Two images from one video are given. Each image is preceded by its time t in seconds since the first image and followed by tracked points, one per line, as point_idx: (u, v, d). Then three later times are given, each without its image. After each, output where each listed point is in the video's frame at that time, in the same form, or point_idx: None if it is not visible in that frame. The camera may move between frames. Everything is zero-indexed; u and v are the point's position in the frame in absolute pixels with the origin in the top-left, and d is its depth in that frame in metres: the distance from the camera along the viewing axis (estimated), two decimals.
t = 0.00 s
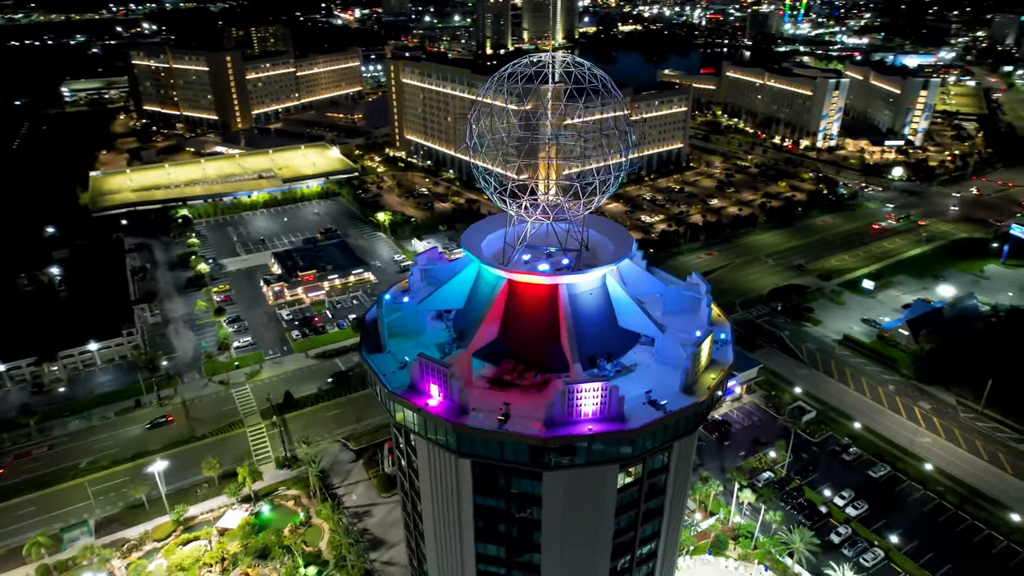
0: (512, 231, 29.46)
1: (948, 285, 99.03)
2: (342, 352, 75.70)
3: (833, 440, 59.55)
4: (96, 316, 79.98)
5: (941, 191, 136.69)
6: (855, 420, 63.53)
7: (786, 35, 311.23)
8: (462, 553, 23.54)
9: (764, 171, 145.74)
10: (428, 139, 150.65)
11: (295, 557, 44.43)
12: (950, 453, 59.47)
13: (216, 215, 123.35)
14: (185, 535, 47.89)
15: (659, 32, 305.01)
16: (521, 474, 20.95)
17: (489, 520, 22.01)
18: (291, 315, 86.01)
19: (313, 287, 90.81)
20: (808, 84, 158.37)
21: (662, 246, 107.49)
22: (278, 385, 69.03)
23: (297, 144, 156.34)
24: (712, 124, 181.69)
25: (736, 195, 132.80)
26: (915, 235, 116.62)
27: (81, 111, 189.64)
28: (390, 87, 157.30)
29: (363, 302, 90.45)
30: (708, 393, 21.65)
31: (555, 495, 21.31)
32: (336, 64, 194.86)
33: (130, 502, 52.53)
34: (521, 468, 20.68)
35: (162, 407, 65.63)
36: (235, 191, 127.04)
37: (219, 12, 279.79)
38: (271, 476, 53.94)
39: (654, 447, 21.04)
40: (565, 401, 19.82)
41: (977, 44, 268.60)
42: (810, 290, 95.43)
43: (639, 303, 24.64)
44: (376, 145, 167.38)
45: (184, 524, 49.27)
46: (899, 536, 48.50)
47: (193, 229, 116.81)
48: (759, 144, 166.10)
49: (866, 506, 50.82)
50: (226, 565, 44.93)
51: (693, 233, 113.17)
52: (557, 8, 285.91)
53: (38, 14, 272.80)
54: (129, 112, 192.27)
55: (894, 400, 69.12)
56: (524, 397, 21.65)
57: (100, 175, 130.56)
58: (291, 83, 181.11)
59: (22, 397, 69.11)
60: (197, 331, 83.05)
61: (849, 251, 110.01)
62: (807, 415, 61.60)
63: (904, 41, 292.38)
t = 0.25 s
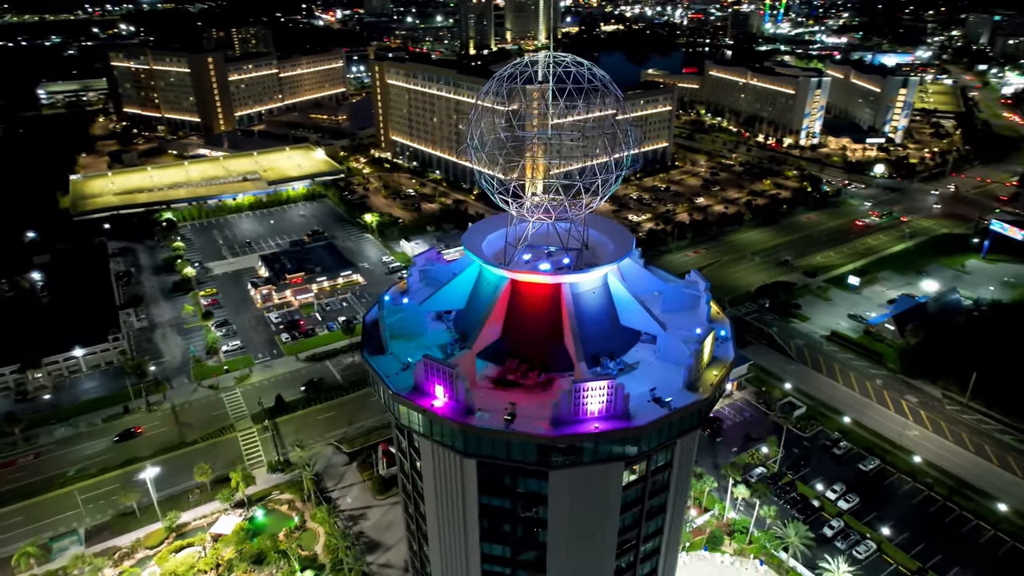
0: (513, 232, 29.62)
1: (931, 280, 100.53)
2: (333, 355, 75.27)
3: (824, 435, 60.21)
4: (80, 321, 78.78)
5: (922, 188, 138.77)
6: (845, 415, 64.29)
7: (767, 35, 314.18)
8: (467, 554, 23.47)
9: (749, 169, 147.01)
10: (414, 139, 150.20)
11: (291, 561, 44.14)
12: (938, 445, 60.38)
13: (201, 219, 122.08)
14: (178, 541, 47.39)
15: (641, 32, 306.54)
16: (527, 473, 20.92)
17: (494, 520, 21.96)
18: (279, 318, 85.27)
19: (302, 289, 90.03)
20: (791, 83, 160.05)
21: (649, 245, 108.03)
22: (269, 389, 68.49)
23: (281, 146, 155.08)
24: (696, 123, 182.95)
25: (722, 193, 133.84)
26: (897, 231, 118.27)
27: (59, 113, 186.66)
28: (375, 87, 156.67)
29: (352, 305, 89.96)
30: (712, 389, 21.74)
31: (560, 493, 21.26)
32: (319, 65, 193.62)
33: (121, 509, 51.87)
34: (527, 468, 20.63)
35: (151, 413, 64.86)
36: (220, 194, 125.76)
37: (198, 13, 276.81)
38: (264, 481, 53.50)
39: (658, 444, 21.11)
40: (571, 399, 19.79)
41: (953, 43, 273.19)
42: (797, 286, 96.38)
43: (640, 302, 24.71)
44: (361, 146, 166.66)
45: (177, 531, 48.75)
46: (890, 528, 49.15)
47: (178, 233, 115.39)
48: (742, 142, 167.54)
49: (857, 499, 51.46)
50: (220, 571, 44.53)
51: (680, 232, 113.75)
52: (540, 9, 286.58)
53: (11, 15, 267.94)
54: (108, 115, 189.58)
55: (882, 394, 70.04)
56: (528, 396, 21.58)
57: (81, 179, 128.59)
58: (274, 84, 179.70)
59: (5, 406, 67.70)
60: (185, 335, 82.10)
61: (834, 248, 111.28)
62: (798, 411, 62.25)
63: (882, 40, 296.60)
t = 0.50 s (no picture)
0: (514, 231, 29.96)
1: (916, 275, 101.82)
2: (324, 357, 74.84)
3: (815, 430, 60.76)
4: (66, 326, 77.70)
5: (905, 185, 140.52)
6: (836, 410, 64.93)
7: (749, 34, 316.62)
8: (471, 554, 23.35)
9: (735, 167, 148.02)
10: (401, 140, 149.65)
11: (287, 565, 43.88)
12: (927, 439, 61.16)
13: (187, 221, 120.83)
14: (172, 547, 46.91)
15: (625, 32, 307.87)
16: (533, 473, 20.82)
17: (499, 520, 21.87)
18: (269, 320, 84.60)
19: (291, 291, 89.29)
20: (775, 82, 161.40)
21: (639, 243, 108.46)
22: (260, 392, 67.94)
23: (267, 147, 153.93)
24: (682, 122, 183.95)
25: (709, 191, 134.68)
26: (882, 228, 119.67)
27: (38, 115, 183.82)
28: (361, 88, 155.94)
29: (343, 306, 89.46)
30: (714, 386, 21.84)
31: (565, 493, 21.17)
32: (304, 65, 192.39)
33: (112, 516, 51.21)
34: (532, 467, 20.54)
35: (141, 418, 64.13)
36: (207, 196, 124.61)
37: (178, 13, 273.79)
38: (257, 485, 53.08)
39: (662, 441, 21.12)
40: (577, 398, 19.76)
41: (932, 41, 276.94)
42: (785, 283, 97.18)
43: (641, 300, 24.74)
44: (348, 147, 165.87)
45: (170, 537, 48.25)
46: (882, 521, 49.71)
47: (164, 236, 114.14)
48: (728, 141, 168.72)
49: (850, 493, 51.99)
50: None
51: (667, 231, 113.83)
52: (524, 9, 286.71)
53: None
54: (89, 117, 187.08)
55: (871, 389, 70.85)
56: (533, 395, 21.50)
57: (64, 182, 126.81)
58: (258, 85, 178.29)
59: None
60: (173, 339, 81.23)
61: (821, 245, 112.36)
62: (789, 407, 62.78)
63: (862, 39, 300.19)
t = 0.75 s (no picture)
0: (515, 231, 29.71)
1: (900, 271, 103.25)
2: (314, 360, 74.33)
3: (806, 425, 61.41)
4: (49, 332, 76.49)
5: (887, 181, 142.50)
6: (825, 405, 65.66)
7: (731, 33, 319.19)
8: (476, 555, 23.26)
9: (720, 166, 149.21)
10: (386, 141, 149.06)
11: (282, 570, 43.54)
12: (915, 431, 62.03)
13: (171, 224, 119.49)
14: (165, 555, 46.38)
15: (608, 31, 309.48)
16: (538, 472, 20.78)
17: (505, 519, 21.80)
18: (257, 324, 83.87)
19: (279, 294, 88.39)
20: (758, 81, 162.92)
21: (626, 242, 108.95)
22: (250, 396, 67.37)
23: (251, 149, 152.55)
24: (666, 120, 185.11)
25: (694, 190, 135.63)
26: (866, 224, 121.23)
27: (14, 118, 180.60)
28: (345, 89, 155.05)
29: (332, 309, 88.87)
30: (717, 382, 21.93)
31: (571, 492, 21.14)
32: (287, 66, 190.90)
33: (102, 524, 50.47)
34: (539, 465, 20.51)
35: (129, 424, 63.31)
36: (191, 199, 123.32)
37: (156, 14, 270.22)
38: (250, 490, 52.64)
39: (666, 439, 21.20)
40: (583, 396, 19.71)
41: (909, 40, 281.15)
42: (772, 280, 98.09)
43: (642, 297, 24.74)
44: (332, 149, 164.95)
45: (162, 544, 47.70)
46: (873, 513, 50.39)
47: (148, 239, 112.75)
48: (713, 139, 170.07)
49: (841, 486, 52.62)
50: None
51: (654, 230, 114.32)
52: (507, 9, 287.42)
53: None
54: (67, 120, 184.22)
55: (859, 383, 71.80)
56: (538, 394, 21.43)
57: (43, 186, 124.78)
58: (240, 86, 176.64)
59: None
60: (161, 344, 80.26)
61: (806, 242, 113.61)
62: (780, 402, 63.45)
63: (841, 38, 304.01)
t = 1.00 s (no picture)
0: (516, 231, 29.50)
1: (886, 267, 104.42)
2: (305, 362, 73.87)
3: (797, 421, 61.95)
4: (34, 338, 75.37)
5: (871, 179, 144.17)
6: (816, 400, 66.27)
7: (714, 33, 321.42)
8: (480, 556, 23.11)
9: (706, 164, 150.14)
10: (373, 142, 148.42)
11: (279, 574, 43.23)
12: (904, 426, 62.77)
13: (156, 228, 118.21)
14: (158, 561, 45.87)
15: (592, 31, 310.39)
16: (544, 471, 20.70)
17: (509, 519, 21.70)
18: (247, 327, 83.19)
19: (269, 297, 87.90)
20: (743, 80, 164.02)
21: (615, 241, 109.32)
22: (242, 400, 66.81)
23: (237, 151, 151.31)
24: (652, 119, 185.92)
25: (682, 189, 136.43)
26: (852, 222, 122.54)
27: None
28: (331, 90, 154.22)
29: (322, 311, 88.32)
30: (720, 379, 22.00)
31: (576, 491, 21.09)
32: (272, 67, 189.38)
33: (94, 532, 49.84)
34: (544, 464, 20.44)
35: (119, 430, 62.54)
36: (176, 202, 122.03)
37: (137, 14, 267.05)
38: (244, 494, 52.20)
39: (670, 436, 21.21)
40: (589, 394, 19.67)
41: (889, 39, 284.77)
42: (761, 278, 98.83)
43: (643, 295, 24.79)
44: (319, 150, 164.11)
45: (156, 550, 47.18)
46: (865, 507, 50.95)
47: (133, 243, 111.43)
48: (699, 138, 171.11)
49: (834, 481, 53.16)
50: None
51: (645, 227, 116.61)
52: (491, 9, 287.96)
53: None
54: (47, 122, 181.61)
55: (848, 378, 72.57)
56: (543, 393, 21.35)
57: (25, 190, 122.94)
58: (224, 88, 175.16)
59: None
60: (149, 348, 79.37)
61: (793, 239, 114.64)
62: (772, 398, 63.95)
63: (823, 38, 307.09)
